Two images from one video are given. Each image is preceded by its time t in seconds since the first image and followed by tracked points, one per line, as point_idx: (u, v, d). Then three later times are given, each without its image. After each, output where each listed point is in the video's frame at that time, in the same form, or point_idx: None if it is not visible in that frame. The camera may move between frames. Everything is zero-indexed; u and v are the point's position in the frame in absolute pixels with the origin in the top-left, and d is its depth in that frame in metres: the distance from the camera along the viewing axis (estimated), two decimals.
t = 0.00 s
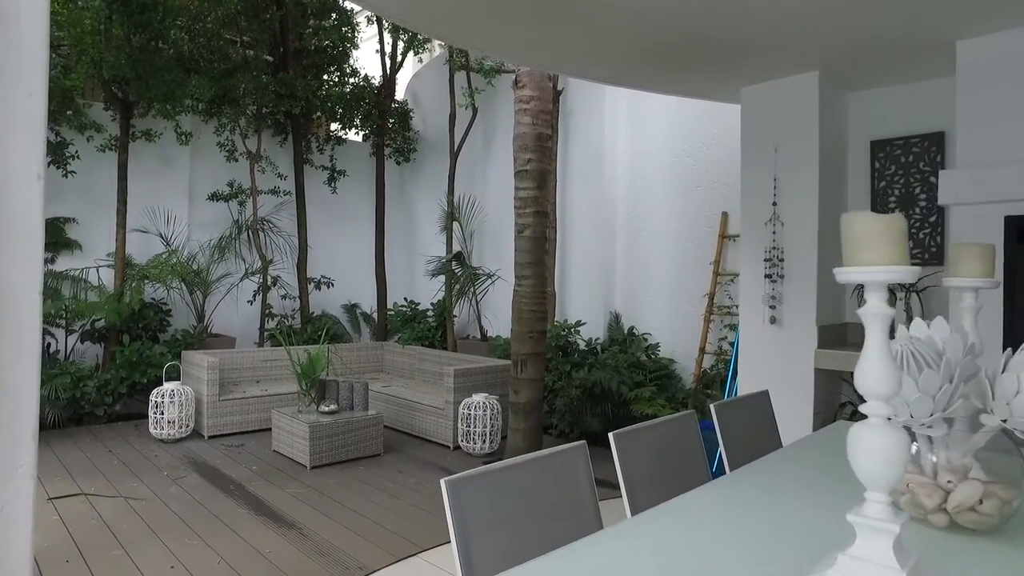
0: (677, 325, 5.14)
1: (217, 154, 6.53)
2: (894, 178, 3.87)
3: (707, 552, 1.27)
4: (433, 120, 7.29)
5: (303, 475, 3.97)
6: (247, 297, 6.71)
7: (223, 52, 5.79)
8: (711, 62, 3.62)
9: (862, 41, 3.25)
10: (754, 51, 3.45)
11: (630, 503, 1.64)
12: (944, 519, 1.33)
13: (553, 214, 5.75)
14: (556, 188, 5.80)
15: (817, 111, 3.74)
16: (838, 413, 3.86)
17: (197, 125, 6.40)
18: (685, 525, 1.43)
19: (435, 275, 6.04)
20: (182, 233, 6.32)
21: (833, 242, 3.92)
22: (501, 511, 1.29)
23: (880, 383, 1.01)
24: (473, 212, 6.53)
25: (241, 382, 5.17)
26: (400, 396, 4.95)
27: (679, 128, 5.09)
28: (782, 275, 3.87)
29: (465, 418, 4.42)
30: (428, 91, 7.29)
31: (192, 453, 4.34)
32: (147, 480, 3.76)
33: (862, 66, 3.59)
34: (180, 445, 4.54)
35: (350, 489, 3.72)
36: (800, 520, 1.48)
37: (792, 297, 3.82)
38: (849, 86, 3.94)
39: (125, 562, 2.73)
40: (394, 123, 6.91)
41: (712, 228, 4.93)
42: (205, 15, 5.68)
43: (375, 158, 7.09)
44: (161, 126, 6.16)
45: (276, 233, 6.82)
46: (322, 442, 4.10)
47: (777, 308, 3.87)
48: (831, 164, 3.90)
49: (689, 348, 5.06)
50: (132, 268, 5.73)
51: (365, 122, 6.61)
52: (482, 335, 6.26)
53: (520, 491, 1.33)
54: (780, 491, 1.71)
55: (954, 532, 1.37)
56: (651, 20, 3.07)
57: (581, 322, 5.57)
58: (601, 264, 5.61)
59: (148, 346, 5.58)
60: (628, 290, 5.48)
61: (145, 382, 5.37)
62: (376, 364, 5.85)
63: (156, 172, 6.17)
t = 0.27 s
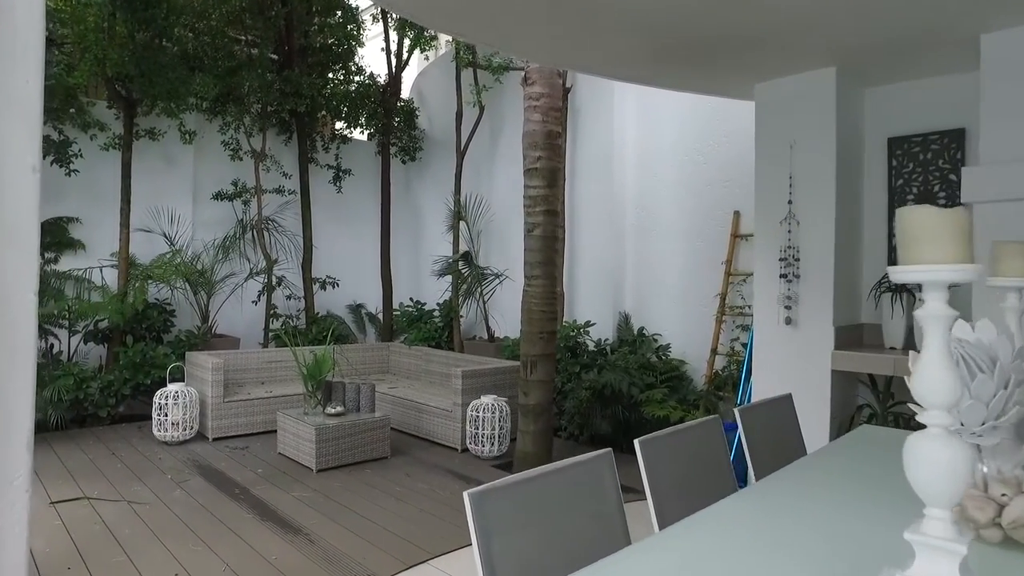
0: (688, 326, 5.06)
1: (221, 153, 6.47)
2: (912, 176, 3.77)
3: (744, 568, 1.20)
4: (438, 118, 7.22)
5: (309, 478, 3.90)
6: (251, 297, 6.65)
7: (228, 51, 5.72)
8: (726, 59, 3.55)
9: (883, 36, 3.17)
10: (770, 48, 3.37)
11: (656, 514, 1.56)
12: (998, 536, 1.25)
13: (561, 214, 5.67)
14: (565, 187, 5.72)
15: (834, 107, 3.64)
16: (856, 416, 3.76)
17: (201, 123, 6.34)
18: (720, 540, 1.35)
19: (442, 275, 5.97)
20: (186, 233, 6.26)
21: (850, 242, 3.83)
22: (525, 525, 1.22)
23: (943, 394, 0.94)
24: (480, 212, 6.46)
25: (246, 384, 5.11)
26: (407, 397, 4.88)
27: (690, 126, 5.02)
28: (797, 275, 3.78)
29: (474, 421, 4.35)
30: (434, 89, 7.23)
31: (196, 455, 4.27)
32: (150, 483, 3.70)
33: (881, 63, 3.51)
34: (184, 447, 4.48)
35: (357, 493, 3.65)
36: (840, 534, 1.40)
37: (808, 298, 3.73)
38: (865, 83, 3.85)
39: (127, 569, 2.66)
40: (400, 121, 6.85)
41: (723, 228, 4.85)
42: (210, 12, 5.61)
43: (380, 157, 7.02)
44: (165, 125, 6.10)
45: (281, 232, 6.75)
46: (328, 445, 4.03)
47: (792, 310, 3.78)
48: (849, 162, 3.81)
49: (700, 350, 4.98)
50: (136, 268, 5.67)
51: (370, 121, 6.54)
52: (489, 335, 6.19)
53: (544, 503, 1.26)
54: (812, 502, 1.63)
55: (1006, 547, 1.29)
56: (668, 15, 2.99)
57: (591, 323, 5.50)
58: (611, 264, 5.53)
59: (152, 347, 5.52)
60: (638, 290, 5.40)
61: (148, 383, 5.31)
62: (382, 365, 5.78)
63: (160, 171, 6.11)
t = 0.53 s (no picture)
0: (700, 326, 4.97)
1: (225, 151, 6.39)
2: (933, 172, 3.68)
3: None
4: (444, 115, 7.13)
5: (315, 482, 3.81)
6: (255, 296, 6.57)
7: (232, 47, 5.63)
8: (743, 53, 3.46)
9: (907, 29, 3.07)
10: (789, 41, 3.28)
11: (690, 527, 1.48)
12: None
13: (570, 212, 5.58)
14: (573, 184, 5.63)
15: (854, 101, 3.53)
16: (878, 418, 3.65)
17: (204, 121, 6.26)
18: (766, 557, 1.25)
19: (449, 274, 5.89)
20: (189, 231, 6.18)
21: (868, 240, 3.74)
22: (558, 543, 1.13)
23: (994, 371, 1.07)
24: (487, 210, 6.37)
25: (250, 385, 5.02)
26: (414, 398, 4.80)
27: (701, 122, 4.93)
28: (816, 274, 3.68)
29: (483, 423, 4.27)
30: (439, 85, 7.16)
31: (200, 458, 4.19)
32: (153, 487, 3.62)
33: (903, 56, 3.42)
34: (188, 449, 4.39)
35: (365, 497, 3.57)
36: (893, 548, 1.31)
37: (827, 297, 3.63)
38: (884, 77, 3.75)
39: None
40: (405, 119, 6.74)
41: (736, 226, 4.77)
42: (213, 8, 5.52)
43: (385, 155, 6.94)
44: (168, 122, 6.02)
45: (285, 231, 6.68)
46: (335, 448, 3.94)
47: (811, 309, 3.69)
48: (867, 158, 3.71)
49: (712, 350, 4.89)
50: (138, 268, 5.58)
51: (375, 119, 6.45)
52: (496, 335, 6.11)
53: (578, 519, 1.17)
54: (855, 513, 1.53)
55: None
56: (687, 7, 2.89)
57: (600, 323, 5.41)
58: (621, 263, 5.44)
59: (154, 347, 5.44)
60: (648, 290, 5.32)
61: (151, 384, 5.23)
62: (388, 365, 5.70)
63: (163, 169, 6.03)
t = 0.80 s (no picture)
0: (712, 324, 4.88)
1: (227, 147, 6.30)
2: (954, 167, 3.57)
3: None
4: (448, 111, 7.04)
5: (321, 485, 3.73)
6: (258, 294, 6.49)
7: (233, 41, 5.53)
8: (761, 44, 3.37)
9: (932, 19, 2.97)
10: (809, 32, 3.19)
11: (730, 544, 1.39)
12: None
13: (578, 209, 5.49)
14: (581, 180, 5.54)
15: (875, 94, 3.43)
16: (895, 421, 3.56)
17: (206, 116, 6.16)
18: None
19: (454, 272, 5.81)
20: (191, 229, 6.09)
21: (888, 236, 3.65)
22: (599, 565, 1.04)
23: None
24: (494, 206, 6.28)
25: (253, 385, 4.94)
26: (420, 399, 4.71)
27: (713, 117, 4.83)
28: (834, 271, 3.58)
29: (492, 424, 4.18)
30: (444, 80, 7.07)
31: (203, 460, 4.11)
32: (156, 491, 3.54)
33: (926, 48, 3.32)
34: (191, 451, 4.31)
35: (372, 501, 3.48)
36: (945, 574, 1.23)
37: (845, 295, 3.54)
38: (904, 69, 3.65)
39: None
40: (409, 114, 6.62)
41: (749, 223, 4.68)
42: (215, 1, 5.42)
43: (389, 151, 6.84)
44: (169, 117, 5.92)
45: (288, 228, 6.59)
46: (341, 450, 3.86)
47: (828, 307, 3.59)
48: (887, 152, 3.61)
49: (724, 350, 4.81)
50: (139, 265, 5.49)
51: (378, 115, 6.29)
52: (503, 334, 6.02)
53: (619, 537, 1.09)
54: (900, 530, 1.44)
55: None
56: None
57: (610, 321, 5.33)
58: (630, 260, 5.35)
59: (156, 347, 5.35)
60: (658, 288, 5.23)
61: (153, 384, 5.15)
62: (393, 365, 5.61)
63: (164, 165, 5.94)
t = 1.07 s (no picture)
0: (723, 322, 4.80)
1: (229, 142, 6.22)
2: (975, 161, 3.48)
3: None
4: (453, 106, 6.96)
5: (326, 487, 3.65)
6: (260, 292, 6.41)
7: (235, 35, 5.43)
8: (779, 36, 3.28)
9: (957, 8, 2.88)
10: (829, 23, 3.09)
11: (770, 555, 1.31)
12: None
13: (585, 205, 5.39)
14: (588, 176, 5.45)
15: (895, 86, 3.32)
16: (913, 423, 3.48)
17: (207, 112, 6.08)
18: None
19: (460, 269, 5.72)
20: (192, 226, 6.01)
21: (906, 232, 3.56)
22: None
23: None
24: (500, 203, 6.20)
25: (256, 384, 4.86)
26: (426, 398, 4.63)
27: (724, 111, 4.75)
28: (851, 269, 3.49)
29: (500, 424, 4.10)
30: (448, 75, 6.98)
31: (206, 461, 4.03)
32: (157, 493, 3.46)
33: (948, 39, 3.22)
34: (193, 452, 4.23)
35: (379, 504, 3.40)
36: None
37: (863, 292, 3.44)
38: (923, 61, 3.55)
39: None
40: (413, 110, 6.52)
41: (761, 219, 4.60)
42: None
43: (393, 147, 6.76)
44: (171, 113, 5.84)
45: (291, 225, 6.51)
46: (347, 451, 3.78)
47: (846, 306, 3.50)
48: (906, 146, 3.52)
49: (735, 348, 4.72)
50: (140, 263, 5.40)
51: (382, 110, 6.21)
52: (509, 333, 5.94)
53: (662, 553, 1.01)
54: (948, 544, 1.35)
55: None
56: None
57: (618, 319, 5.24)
58: (638, 257, 5.26)
59: (157, 346, 5.26)
60: (668, 286, 5.15)
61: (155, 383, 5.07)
62: (398, 363, 5.53)
63: (166, 161, 5.86)
